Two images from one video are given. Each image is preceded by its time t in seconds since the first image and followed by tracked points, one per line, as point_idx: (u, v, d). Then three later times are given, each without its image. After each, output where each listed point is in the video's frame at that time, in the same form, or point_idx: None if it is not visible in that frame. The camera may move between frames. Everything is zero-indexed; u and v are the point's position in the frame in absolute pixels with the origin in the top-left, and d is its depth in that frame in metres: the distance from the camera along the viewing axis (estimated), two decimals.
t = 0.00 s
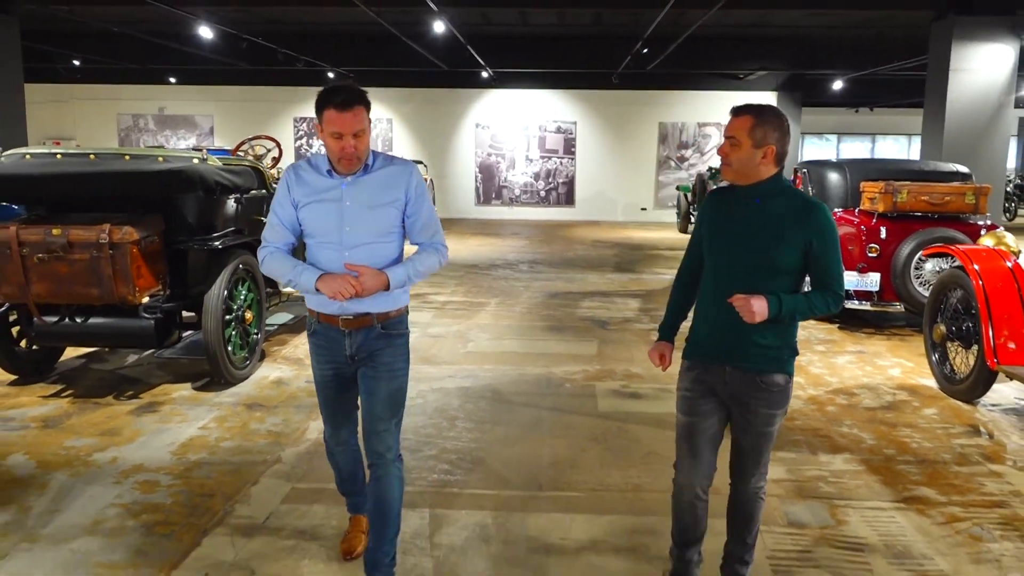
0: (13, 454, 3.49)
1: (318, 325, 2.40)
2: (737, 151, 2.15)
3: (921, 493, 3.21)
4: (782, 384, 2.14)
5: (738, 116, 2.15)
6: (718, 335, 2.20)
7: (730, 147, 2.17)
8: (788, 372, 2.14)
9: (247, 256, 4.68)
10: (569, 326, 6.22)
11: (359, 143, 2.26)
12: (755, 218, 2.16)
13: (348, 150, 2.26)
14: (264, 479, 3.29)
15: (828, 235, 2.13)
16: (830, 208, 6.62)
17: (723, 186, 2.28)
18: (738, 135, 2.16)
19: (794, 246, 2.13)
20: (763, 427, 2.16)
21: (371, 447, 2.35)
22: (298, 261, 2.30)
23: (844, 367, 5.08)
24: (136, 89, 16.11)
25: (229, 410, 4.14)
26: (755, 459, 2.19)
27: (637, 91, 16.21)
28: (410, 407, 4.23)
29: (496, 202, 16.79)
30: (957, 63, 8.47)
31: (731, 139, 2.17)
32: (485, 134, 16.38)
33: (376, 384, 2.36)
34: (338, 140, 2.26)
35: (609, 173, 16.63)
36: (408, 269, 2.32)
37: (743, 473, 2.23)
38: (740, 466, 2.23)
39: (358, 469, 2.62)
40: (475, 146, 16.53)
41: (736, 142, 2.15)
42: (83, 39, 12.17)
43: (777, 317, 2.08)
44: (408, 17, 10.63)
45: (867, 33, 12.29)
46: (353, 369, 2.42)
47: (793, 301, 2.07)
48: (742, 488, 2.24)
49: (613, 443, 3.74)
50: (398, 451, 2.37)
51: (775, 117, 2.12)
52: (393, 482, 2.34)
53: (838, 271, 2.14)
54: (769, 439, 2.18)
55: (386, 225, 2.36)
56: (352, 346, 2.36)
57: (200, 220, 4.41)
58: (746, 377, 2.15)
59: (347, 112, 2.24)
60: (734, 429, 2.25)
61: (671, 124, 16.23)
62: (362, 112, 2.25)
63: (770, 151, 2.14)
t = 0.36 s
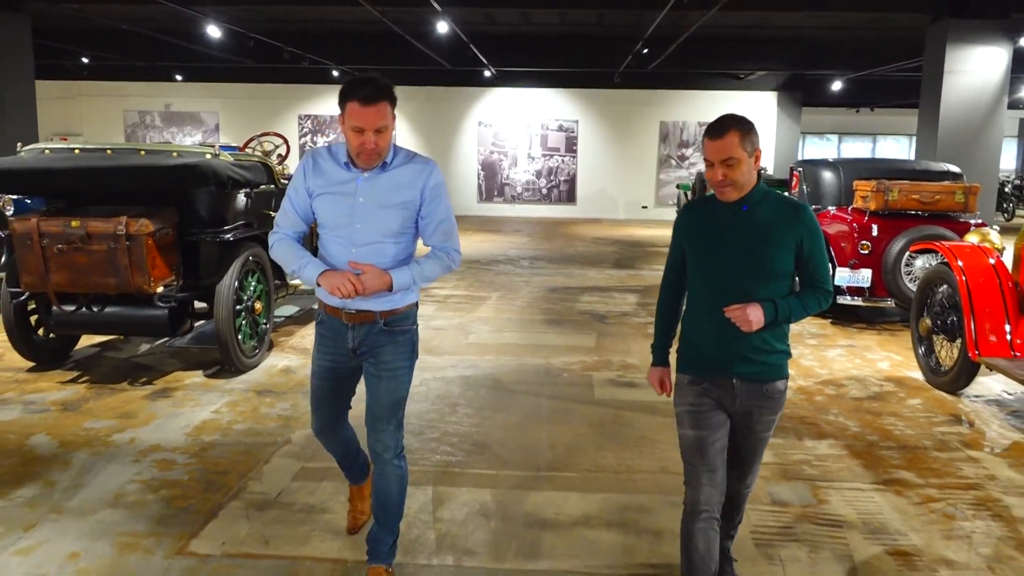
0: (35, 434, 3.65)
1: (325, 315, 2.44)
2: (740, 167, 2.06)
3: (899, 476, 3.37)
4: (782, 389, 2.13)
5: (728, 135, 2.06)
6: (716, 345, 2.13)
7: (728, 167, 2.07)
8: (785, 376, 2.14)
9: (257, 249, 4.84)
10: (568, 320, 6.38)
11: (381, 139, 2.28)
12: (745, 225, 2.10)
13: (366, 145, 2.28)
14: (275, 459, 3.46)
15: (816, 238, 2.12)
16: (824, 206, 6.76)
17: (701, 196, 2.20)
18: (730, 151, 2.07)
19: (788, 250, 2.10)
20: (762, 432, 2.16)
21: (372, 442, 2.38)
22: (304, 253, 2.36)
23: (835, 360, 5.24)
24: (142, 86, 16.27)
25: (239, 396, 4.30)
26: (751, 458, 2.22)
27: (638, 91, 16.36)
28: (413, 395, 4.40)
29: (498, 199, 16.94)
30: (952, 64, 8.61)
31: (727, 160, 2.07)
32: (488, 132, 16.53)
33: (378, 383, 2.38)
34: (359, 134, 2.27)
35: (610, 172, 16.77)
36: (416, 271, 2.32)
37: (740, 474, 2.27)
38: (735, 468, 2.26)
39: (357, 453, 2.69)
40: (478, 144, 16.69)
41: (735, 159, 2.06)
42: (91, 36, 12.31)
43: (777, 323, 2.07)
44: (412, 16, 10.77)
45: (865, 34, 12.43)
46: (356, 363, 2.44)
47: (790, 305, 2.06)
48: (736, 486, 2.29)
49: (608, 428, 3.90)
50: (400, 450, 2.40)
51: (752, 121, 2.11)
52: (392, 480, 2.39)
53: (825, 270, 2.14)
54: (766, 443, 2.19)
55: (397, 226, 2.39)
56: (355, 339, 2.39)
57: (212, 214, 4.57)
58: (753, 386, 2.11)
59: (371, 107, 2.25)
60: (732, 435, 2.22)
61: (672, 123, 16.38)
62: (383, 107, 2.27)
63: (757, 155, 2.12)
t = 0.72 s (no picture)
0: (56, 418, 3.80)
1: (334, 308, 2.42)
2: (723, 157, 2.05)
3: (884, 459, 3.53)
4: (779, 378, 2.10)
5: (710, 126, 2.03)
6: (708, 340, 2.10)
7: (710, 157, 2.05)
8: (779, 366, 2.12)
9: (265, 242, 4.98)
10: (567, 313, 6.53)
11: (397, 127, 2.30)
12: (728, 216, 2.09)
13: (383, 134, 2.30)
14: (287, 441, 3.62)
15: (797, 218, 2.13)
16: (818, 202, 6.91)
17: (678, 194, 2.17)
18: (712, 142, 2.05)
19: (774, 235, 2.10)
20: (772, 427, 2.10)
21: (385, 434, 2.44)
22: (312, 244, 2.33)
23: (826, 352, 5.40)
24: (146, 81, 16.39)
25: (250, 384, 4.45)
26: (767, 460, 2.11)
27: (637, 88, 16.50)
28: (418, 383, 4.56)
29: (498, 195, 17.09)
30: (945, 64, 8.76)
31: (710, 151, 2.05)
32: (489, 129, 16.67)
33: (390, 378, 2.41)
34: (375, 124, 2.29)
35: (609, 168, 16.92)
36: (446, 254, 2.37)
37: (756, 483, 2.15)
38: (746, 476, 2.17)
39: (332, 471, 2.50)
40: (479, 141, 16.83)
41: (717, 149, 2.05)
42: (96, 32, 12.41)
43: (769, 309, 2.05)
44: (416, 14, 10.90)
45: (863, 34, 12.58)
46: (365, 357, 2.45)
47: (782, 290, 2.05)
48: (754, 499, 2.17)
49: (606, 415, 4.07)
50: (410, 436, 2.46)
51: (729, 109, 2.11)
52: (404, 466, 2.44)
53: (806, 249, 2.16)
54: (778, 440, 2.11)
55: (411, 215, 2.43)
56: (368, 333, 2.39)
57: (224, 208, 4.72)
58: (749, 377, 2.09)
59: (387, 95, 2.28)
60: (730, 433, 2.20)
61: (671, 120, 16.49)
62: (399, 99, 2.28)
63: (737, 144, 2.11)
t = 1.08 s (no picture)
0: (73, 403, 3.95)
1: (325, 314, 2.36)
2: (726, 151, 2.06)
3: (866, 437, 3.73)
4: (775, 374, 2.13)
5: (723, 117, 2.05)
6: (706, 335, 2.13)
7: (714, 149, 2.08)
8: (776, 362, 2.14)
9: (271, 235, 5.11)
10: (562, 303, 6.71)
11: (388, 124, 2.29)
12: (736, 215, 2.10)
13: (377, 132, 2.26)
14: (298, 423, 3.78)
15: (803, 221, 2.15)
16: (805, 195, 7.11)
17: (680, 195, 2.17)
18: (718, 135, 2.07)
19: (779, 236, 2.12)
20: (766, 421, 2.12)
21: (386, 424, 2.54)
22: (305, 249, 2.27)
23: (812, 338, 5.60)
24: (140, 77, 16.45)
25: (257, 370, 4.60)
26: (762, 456, 2.12)
27: (629, 83, 16.68)
28: (420, 369, 4.73)
29: (491, 189, 17.24)
30: (928, 60, 8.98)
31: (717, 142, 2.07)
32: (481, 124, 16.82)
33: (388, 375, 2.46)
34: (367, 121, 2.25)
35: (600, 163, 17.08)
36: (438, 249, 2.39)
37: (753, 480, 2.14)
38: (743, 473, 2.15)
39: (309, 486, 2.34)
40: (472, 136, 16.97)
41: (723, 142, 2.07)
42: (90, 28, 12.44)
43: (768, 310, 2.07)
44: (411, 11, 11.03)
45: (851, 30, 12.78)
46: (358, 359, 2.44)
47: (782, 292, 2.08)
48: (754, 497, 2.15)
49: (602, 397, 4.24)
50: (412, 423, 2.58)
51: (748, 112, 2.10)
52: (409, 447, 2.58)
53: (809, 255, 2.19)
54: (773, 434, 2.13)
55: (398, 216, 2.42)
56: (366, 335, 2.38)
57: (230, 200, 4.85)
58: (744, 373, 2.11)
59: (378, 92, 2.26)
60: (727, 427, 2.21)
61: (661, 115, 16.70)
62: (387, 95, 2.28)
63: (750, 146, 2.10)
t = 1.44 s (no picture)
0: (93, 390, 4.11)
1: (304, 309, 2.31)
2: (752, 131, 2.07)
3: (854, 420, 3.89)
4: (798, 376, 2.07)
5: (759, 96, 2.06)
6: (729, 330, 2.13)
7: (746, 125, 2.09)
8: (802, 365, 2.08)
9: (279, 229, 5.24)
10: (562, 295, 6.87)
11: (360, 111, 2.23)
12: (776, 206, 2.06)
13: (357, 116, 2.23)
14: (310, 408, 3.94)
15: (851, 224, 2.06)
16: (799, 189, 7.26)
17: (726, 178, 2.17)
18: (753, 114, 2.08)
19: (818, 236, 2.05)
20: (783, 424, 2.08)
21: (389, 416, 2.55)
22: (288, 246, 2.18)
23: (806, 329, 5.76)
24: (142, 75, 16.58)
25: (268, 359, 4.75)
26: (774, 457, 2.10)
27: (627, 79, 16.81)
28: (426, 357, 4.89)
29: (491, 185, 17.41)
30: (921, 56, 9.13)
31: (748, 119, 2.08)
32: (481, 120, 16.97)
33: (378, 363, 2.45)
34: (346, 102, 2.21)
35: (599, 158, 17.21)
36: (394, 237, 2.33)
37: (765, 479, 2.12)
38: (756, 470, 2.14)
39: (310, 486, 2.35)
40: (472, 132, 17.11)
41: (753, 121, 2.07)
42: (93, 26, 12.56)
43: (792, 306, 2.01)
44: (412, 9, 11.17)
45: (847, 27, 12.92)
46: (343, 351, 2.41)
47: (808, 290, 2.01)
48: (764, 494, 2.13)
49: (602, 385, 4.41)
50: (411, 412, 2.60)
51: (797, 100, 2.05)
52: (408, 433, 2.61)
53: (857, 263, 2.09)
54: (789, 437, 2.09)
55: (369, 203, 2.36)
56: (348, 325, 2.36)
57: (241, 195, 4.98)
58: (759, 371, 2.09)
59: (347, 77, 2.20)
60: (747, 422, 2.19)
61: (659, 111, 16.85)
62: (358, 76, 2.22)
63: (789, 135, 2.06)
